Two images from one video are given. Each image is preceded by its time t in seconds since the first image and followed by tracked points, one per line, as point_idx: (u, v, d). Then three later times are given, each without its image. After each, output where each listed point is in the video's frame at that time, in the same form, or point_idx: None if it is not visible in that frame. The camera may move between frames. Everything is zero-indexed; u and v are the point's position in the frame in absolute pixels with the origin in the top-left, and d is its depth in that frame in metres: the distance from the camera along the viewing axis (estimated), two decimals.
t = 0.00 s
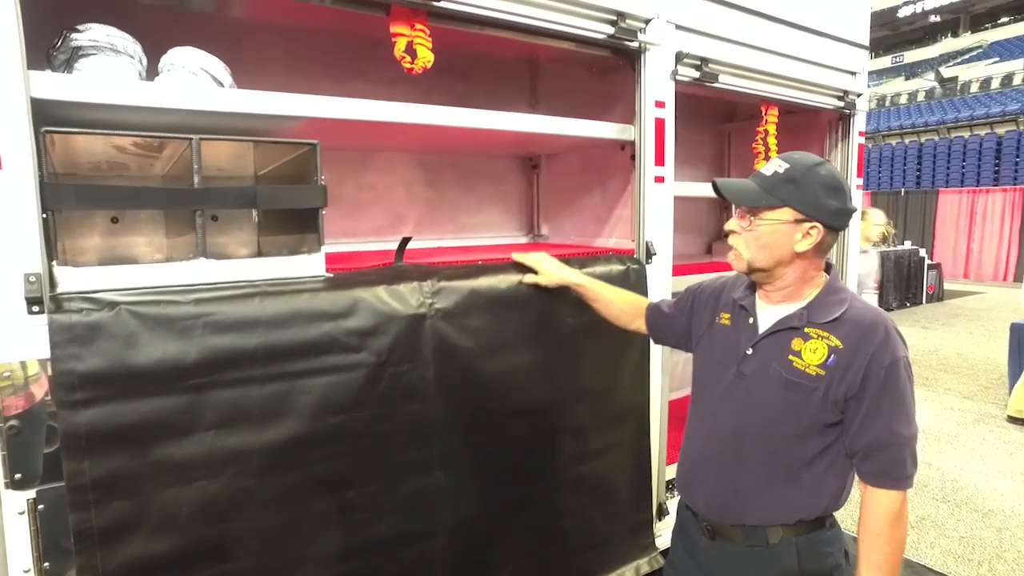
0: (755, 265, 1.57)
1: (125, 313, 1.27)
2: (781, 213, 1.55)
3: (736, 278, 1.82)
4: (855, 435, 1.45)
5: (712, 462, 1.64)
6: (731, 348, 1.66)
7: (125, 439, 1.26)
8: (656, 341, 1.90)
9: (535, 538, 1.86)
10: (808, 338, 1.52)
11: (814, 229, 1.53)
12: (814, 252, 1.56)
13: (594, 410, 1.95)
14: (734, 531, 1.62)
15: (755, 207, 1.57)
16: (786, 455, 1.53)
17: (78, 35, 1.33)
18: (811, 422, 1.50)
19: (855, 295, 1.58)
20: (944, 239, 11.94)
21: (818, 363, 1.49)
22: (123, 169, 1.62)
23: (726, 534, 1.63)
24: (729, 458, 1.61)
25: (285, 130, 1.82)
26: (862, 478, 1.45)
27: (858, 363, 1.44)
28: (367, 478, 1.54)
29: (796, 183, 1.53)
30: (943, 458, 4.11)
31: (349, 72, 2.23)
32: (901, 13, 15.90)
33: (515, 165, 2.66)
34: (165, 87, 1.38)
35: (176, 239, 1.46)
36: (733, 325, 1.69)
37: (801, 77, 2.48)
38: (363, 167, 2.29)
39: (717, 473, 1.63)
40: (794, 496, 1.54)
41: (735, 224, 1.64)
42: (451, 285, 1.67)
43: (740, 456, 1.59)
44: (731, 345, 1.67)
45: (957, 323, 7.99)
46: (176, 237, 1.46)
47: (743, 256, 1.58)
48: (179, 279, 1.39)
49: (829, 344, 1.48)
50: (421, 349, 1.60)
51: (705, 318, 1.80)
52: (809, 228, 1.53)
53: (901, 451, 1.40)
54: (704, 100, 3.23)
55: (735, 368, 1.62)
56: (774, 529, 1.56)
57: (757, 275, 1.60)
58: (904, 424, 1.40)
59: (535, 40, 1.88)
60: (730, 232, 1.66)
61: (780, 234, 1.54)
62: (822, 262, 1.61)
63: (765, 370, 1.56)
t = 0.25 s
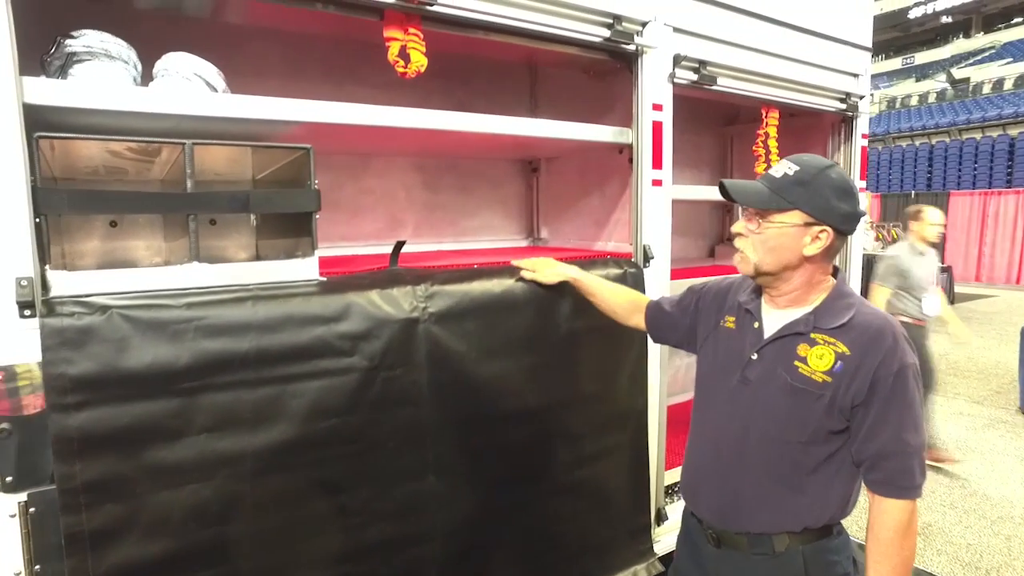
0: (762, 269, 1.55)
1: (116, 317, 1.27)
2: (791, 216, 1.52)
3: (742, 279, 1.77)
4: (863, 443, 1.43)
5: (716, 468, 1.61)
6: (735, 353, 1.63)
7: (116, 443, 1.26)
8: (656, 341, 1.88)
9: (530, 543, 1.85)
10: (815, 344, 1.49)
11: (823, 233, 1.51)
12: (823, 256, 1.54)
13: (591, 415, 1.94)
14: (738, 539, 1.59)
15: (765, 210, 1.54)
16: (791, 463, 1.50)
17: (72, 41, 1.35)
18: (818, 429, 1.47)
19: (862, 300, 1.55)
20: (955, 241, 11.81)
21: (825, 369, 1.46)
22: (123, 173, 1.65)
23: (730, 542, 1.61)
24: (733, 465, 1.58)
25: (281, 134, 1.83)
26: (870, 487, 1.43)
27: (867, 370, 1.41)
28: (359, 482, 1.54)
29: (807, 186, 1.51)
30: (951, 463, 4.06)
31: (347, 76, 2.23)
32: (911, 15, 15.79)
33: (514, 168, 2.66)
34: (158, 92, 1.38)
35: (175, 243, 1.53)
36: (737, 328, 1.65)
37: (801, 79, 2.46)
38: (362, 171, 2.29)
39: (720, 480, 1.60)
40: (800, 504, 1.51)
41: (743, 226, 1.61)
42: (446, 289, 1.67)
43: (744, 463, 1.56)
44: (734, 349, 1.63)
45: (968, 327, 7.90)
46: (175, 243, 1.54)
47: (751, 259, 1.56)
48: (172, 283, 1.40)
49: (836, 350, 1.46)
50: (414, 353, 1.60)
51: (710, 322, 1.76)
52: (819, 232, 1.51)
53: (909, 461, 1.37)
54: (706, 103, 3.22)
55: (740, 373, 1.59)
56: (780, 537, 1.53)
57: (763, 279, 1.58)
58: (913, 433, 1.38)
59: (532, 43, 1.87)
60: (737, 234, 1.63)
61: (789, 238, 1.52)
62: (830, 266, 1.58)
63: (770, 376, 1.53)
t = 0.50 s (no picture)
0: (785, 279, 1.51)
1: (112, 319, 1.28)
2: (814, 224, 1.48)
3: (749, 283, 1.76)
4: (881, 450, 1.41)
5: (729, 474, 1.59)
6: (748, 359, 1.60)
7: (110, 445, 1.27)
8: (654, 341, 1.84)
9: (528, 548, 1.84)
10: (832, 350, 1.46)
11: (847, 238, 1.49)
12: (845, 261, 1.52)
13: (590, 419, 1.93)
14: (751, 545, 1.57)
15: (787, 219, 1.50)
16: (807, 470, 1.48)
17: (69, 46, 1.36)
18: (834, 436, 1.45)
19: (879, 304, 1.53)
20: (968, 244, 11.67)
21: (843, 376, 1.43)
22: (123, 177, 1.66)
23: (742, 549, 1.59)
24: (747, 471, 1.56)
25: (279, 138, 1.84)
26: (886, 494, 1.41)
27: (886, 377, 1.39)
28: (354, 485, 1.54)
29: (828, 193, 1.48)
30: (962, 469, 4.00)
31: (347, 80, 2.24)
32: (924, 15, 15.65)
33: (515, 171, 2.65)
34: (153, 97, 1.39)
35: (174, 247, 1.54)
36: (749, 334, 1.63)
37: (804, 81, 2.44)
38: (362, 175, 2.30)
39: (734, 487, 1.58)
40: (815, 511, 1.49)
41: (761, 235, 1.56)
42: (442, 292, 1.67)
43: (759, 470, 1.54)
44: (748, 355, 1.61)
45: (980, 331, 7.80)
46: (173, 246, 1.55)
47: (773, 269, 1.51)
48: (168, 287, 1.40)
49: (854, 357, 1.43)
50: (410, 356, 1.60)
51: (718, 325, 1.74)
52: (842, 237, 1.48)
53: (928, 468, 1.36)
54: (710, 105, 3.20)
55: (754, 379, 1.56)
56: (794, 543, 1.51)
57: (784, 288, 1.54)
58: (931, 440, 1.36)
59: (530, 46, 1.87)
60: (754, 243, 1.58)
61: (812, 246, 1.48)
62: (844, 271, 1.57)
63: (786, 382, 1.50)
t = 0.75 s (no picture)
0: (795, 277, 1.45)
1: (100, 319, 1.28)
2: (822, 221, 1.42)
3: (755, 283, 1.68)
4: (896, 450, 1.35)
5: (738, 479, 1.52)
6: (757, 359, 1.53)
7: (98, 445, 1.26)
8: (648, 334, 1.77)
9: (524, 552, 1.82)
10: (844, 348, 1.40)
11: (856, 235, 1.43)
12: (854, 260, 1.46)
13: (586, 421, 1.91)
14: (761, 551, 1.50)
15: (796, 217, 1.44)
16: (820, 473, 1.41)
17: (60, 46, 1.36)
18: (847, 437, 1.38)
19: (888, 301, 1.48)
20: (977, 245, 11.56)
21: (857, 375, 1.37)
22: (118, 177, 1.66)
23: (752, 555, 1.51)
24: (757, 475, 1.48)
25: (274, 138, 1.83)
26: (902, 495, 1.35)
27: (900, 374, 1.33)
28: (346, 487, 1.53)
29: (837, 190, 1.42)
30: (968, 473, 3.95)
31: (345, 81, 2.23)
32: (933, 15, 15.54)
33: (514, 172, 2.64)
34: (145, 96, 1.39)
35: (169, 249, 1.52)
36: (758, 334, 1.56)
37: (805, 80, 2.42)
38: (359, 175, 2.29)
39: (744, 493, 1.51)
40: (828, 514, 1.43)
41: (769, 233, 1.50)
42: (435, 292, 1.65)
43: (769, 474, 1.47)
44: (757, 355, 1.54)
45: (988, 333, 7.73)
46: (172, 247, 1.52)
47: (782, 268, 1.45)
48: (158, 287, 1.39)
49: (867, 354, 1.37)
50: (402, 357, 1.58)
51: (724, 326, 1.67)
52: (852, 234, 1.42)
53: (945, 466, 1.30)
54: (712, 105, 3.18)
55: (764, 380, 1.50)
56: (806, 547, 1.45)
57: (793, 287, 1.48)
58: (948, 437, 1.30)
59: (526, 45, 1.85)
60: (761, 241, 1.52)
61: (822, 243, 1.42)
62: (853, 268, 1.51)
63: (797, 382, 1.44)
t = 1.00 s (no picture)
0: (805, 280, 1.40)
1: (85, 321, 1.26)
2: (832, 221, 1.38)
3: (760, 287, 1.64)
4: (919, 454, 1.31)
5: (755, 490, 1.47)
6: (770, 366, 1.49)
7: (82, 449, 1.24)
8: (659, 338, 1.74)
9: (521, 558, 1.79)
10: (861, 352, 1.36)
11: (865, 234, 1.39)
12: (863, 260, 1.43)
13: (584, 424, 1.88)
14: (782, 565, 1.45)
15: (806, 218, 1.39)
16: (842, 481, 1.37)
17: (47, 43, 1.34)
18: (868, 444, 1.34)
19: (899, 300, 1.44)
20: (983, 247, 11.47)
21: (877, 379, 1.33)
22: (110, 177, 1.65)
23: (773, 569, 1.46)
24: (776, 486, 1.44)
25: (267, 137, 1.81)
26: (927, 499, 1.32)
27: (922, 376, 1.30)
28: (338, 491, 1.50)
29: (847, 188, 1.38)
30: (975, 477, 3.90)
31: (340, 80, 2.21)
32: (938, 16, 15.46)
33: (513, 172, 2.61)
34: (133, 94, 1.36)
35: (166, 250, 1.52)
36: (768, 338, 1.51)
37: (807, 79, 2.39)
38: (355, 176, 2.27)
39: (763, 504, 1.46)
40: (851, 524, 1.39)
41: (776, 235, 1.45)
42: (429, 293, 1.63)
43: (788, 484, 1.42)
44: (769, 361, 1.49)
45: (994, 335, 7.66)
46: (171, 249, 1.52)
47: (792, 271, 1.40)
48: (146, 288, 1.37)
49: (886, 357, 1.33)
50: (396, 359, 1.56)
51: (732, 331, 1.63)
52: (861, 233, 1.39)
53: (971, 469, 1.27)
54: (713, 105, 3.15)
55: (778, 387, 1.45)
56: (831, 559, 1.40)
57: (803, 290, 1.43)
58: (971, 439, 1.28)
59: (523, 43, 1.83)
60: (768, 243, 1.47)
61: (832, 244, 1.38)
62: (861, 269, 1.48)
63: (813, 389, 1.40)
